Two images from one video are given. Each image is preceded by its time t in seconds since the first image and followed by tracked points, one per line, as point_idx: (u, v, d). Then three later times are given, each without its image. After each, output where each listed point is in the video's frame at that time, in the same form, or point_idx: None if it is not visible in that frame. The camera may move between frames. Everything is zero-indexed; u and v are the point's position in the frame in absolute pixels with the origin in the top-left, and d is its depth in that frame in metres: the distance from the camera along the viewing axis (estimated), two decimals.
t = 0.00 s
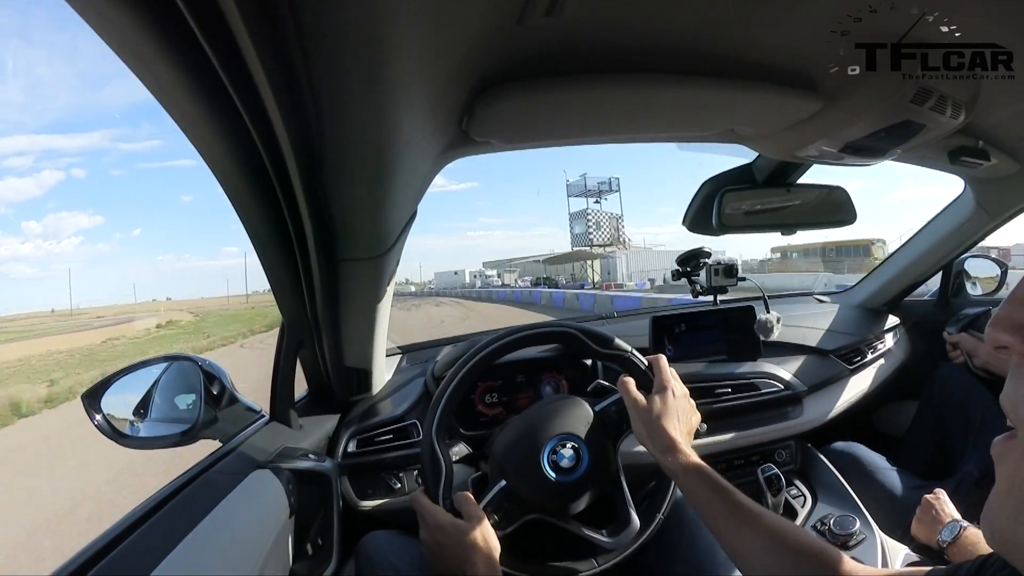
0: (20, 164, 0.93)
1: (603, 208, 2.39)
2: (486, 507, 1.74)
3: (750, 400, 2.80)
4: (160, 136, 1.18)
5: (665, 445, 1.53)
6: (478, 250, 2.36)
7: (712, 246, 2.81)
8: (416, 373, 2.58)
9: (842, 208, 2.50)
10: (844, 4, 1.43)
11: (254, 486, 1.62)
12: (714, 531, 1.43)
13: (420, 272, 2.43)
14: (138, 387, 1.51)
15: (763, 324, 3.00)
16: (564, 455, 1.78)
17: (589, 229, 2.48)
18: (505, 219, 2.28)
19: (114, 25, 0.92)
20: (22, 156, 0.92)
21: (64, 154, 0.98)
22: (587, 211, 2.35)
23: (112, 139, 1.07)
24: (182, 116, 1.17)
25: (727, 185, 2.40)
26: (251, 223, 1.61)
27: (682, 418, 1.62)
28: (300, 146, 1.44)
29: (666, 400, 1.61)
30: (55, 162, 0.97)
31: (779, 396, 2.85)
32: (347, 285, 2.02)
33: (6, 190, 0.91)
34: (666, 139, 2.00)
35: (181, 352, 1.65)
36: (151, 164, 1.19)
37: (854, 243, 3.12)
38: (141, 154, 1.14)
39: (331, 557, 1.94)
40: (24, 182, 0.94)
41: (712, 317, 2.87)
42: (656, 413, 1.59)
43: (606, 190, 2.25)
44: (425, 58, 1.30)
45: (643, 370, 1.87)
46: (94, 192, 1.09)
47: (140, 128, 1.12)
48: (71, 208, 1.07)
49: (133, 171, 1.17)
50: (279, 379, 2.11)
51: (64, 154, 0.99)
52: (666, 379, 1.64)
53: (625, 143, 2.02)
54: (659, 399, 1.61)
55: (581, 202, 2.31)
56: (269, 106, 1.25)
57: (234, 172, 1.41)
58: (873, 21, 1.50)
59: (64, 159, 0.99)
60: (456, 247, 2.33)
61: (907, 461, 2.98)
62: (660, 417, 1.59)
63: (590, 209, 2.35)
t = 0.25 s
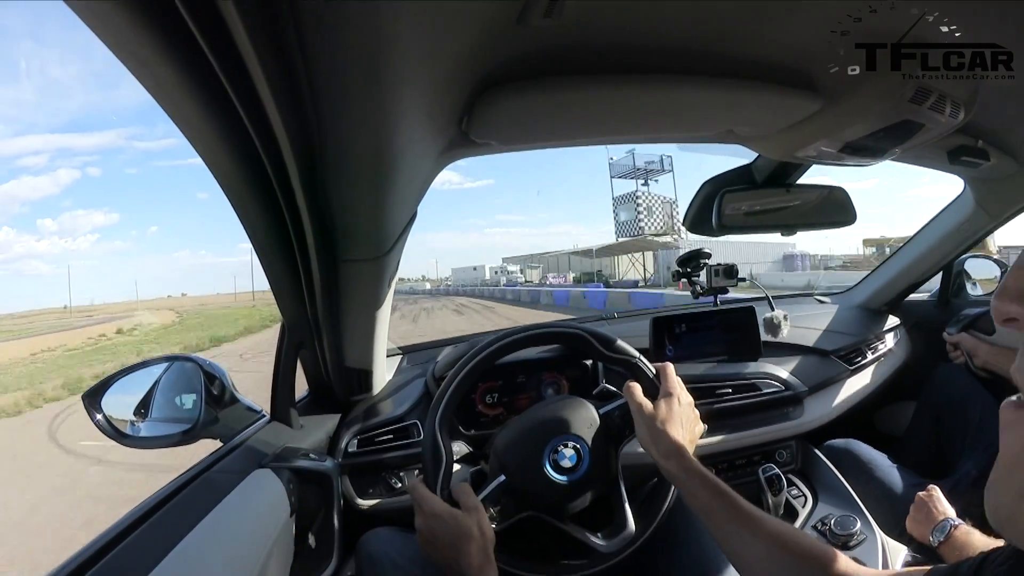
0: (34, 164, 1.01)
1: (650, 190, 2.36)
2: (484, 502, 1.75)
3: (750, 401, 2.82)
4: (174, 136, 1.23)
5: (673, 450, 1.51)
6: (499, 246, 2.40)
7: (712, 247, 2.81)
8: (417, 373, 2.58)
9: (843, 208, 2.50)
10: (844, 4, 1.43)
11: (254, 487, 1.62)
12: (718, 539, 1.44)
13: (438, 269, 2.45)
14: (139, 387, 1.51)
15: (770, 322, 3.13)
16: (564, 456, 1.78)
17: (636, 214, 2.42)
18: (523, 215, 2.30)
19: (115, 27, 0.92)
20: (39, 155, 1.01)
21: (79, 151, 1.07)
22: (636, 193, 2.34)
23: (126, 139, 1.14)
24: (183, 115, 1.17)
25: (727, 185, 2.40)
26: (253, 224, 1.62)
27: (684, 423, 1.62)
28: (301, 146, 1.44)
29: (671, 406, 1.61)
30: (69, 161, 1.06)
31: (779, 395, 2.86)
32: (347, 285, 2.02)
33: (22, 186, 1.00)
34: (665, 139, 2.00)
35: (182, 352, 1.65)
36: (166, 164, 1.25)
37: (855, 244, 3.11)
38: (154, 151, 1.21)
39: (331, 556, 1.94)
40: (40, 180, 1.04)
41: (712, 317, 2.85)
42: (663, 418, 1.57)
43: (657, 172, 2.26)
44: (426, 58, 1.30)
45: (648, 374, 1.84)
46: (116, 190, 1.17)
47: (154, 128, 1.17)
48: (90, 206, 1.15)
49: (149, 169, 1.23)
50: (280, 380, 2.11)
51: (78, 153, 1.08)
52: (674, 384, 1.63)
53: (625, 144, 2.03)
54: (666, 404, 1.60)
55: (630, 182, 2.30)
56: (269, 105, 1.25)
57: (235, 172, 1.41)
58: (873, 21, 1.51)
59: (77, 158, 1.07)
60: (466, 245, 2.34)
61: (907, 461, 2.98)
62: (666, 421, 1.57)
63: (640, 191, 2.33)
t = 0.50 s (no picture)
0: (52, 163, 1.00)
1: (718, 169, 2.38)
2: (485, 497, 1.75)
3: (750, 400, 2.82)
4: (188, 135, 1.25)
5: (675, 453, 1.52)
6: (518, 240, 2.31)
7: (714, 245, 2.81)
8: (418, 369, 2.58)
9: (845, 207, 2.49)
10: (844, 4, 1.43)
11: (253, 484, 1.61)
12: (719, 539, 1.43)
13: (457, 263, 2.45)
14: (140, 383, 1.52)
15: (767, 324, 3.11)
16: (565, 454, 1.78)
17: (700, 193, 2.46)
18: (544, 211, 2.23)
19: (114, 23, 0.92)
20: (57, 155, 1.01)
21: (97, 151, 1.06)
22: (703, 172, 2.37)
23: (144, 137, 1.14)
24: (184, 112, 1.17)
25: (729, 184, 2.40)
26: (256, 223, 1.62)
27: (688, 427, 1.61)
28: (303, 143, 1.44)
29: (675, 408, 1.60)
30: (86, 160, 1.05)
31: (779, 395, 2.86)
32: (349, 281, 2.02)
33: (39, 187, 1.00)
34: (668, 137, 1.99)
35: (183, 348, 1.65)
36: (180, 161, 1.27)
37: (856, 243, 3.11)
38: (169, 150, 1.22)
39: (332, 553, 1.94)
40: (57, 180, 1.03)
41: (714, 317, 2.84)
42: (665, 421, 1.57)
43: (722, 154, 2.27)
44: (428, 54, 1.29)
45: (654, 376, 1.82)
46: (131, 189, 1.17)
47: (169, 126, 1.19)
48: (106, 204, 1.15)
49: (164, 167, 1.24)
50: (280, 377, 2.11)
51: (96, 152, 1.07)
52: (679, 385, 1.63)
53: (628, 141, 2.02)
54: (669, 406, 1.59)
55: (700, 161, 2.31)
56: (270, 102, 1.25)
57: (237, 170, 1.41)
58: (873, 21, 1.50)
59: (95, 157, 1.07)
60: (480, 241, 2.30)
61: (906, 462, 2.98)
62: (668, 425, 1.58)
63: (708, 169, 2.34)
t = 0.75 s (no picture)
0: (65, 166, 1.05)
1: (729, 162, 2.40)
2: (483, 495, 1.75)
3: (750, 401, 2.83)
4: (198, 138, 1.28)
5: (673, 454, 1.53)
6: (527, 236, 2.40)
7: (713, 246, 2.81)
8: (418, 371, 2.57)
9: (843, 208, 2.50)
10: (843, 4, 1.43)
11: (253, 486, 1.60)
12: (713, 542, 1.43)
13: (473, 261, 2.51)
14: (140, 385, 1.51)
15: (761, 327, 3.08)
16: (565, 455, 1.78)
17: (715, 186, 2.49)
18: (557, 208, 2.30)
19: (114, 23, 0.92)
20: (68, 159, 1.05)
21: (108, 154, 1.11)
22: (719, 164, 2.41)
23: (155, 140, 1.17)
24: (184, 112, 1.17)
25: (729, 185, 2.40)
26: (255, 224, 1.62)
27: (688, 429, 1.62)
28: (302, 145, 1.43)
29: (676, 412, 1.61)
30: (99, 164, 1.10)
31: (779, 395, 2.86)
32: (349, 283, 2.02)
33: (52, 190, 1.05)
34: (667, 138, 1.99)
35: (182, 350, 1.65)
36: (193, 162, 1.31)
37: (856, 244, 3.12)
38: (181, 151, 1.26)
39: (332, 555, 1.94)
40: (71, 184, 1.08)
41: (714, 317, 2.82)
42: (665, 423, 1.58)
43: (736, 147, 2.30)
44: (428, 55, 1.29)
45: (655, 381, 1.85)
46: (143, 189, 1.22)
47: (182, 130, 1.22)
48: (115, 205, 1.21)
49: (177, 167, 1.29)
50: (280, 379, 2.11)
51: (108, 156, 1.12)
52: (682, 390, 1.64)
53: (628, 142, 2.02)
54: (670, 409, 1.60)
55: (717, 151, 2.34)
56: (270, 102, 1.25)
57: (236, 171, 1.41)
58: (873, 21, 1.51)
59: (106, 160, 1.11)
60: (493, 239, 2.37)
61: (906, 461, 2.98)
62: (669, 427, 1.59)
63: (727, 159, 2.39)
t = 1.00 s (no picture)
0: (76, 160, 1.08)
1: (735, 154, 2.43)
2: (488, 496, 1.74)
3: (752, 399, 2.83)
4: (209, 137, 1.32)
5: (674, 450, 1.53)
6: (543, 227, 2.37)
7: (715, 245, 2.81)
8: (420, 369, 2.58)
9: (846, 207, 2.50)
10: (843, 4, 1.43)
11: (254, 482, 1.61)
12: (714, 538, 1.43)
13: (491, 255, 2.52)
14: (141, 382, 1.52)
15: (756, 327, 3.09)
16: (566, 452, 1.78)
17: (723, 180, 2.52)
18: (573, 202, 2.31)
19: (114, 22, 0.92)
20: (83, 154, 1.09)
21: (123, 151, 1.14)
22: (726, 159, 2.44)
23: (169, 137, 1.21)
24: (185, 110, 1.17)
25: (731, 184, 2.40)
26: (258, 221, 1.62)
27: (688, 427, 1.62)
28: (303, 142, 1.44)
29: (676, 408, 1.61)
30: (112, 159, 1.14)
31: (781, 394, 2.86)
32: (351, 281, 2.02)
33: (67, 185, 1.09)
34: (669, 137, 1.99)
35: (184, 347, 1.66)
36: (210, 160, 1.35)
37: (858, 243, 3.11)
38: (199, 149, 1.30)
39: (333, 552, 1.95)
40: (85, 179, 1.11)
41: (715, 316, 2.84)
42: (666, 419, 1.58)
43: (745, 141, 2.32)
44: (428, 53, 1.29)
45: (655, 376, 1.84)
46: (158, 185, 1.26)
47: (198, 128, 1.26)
48: (133, 201, 1.24)
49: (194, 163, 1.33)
50: (282, 376, 2.11)
51: (121, 151, 1.15)
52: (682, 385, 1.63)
53: (630, 141, 2.02)
54: (670, 405, 1.60)
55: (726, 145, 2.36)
56: (270, 100, 1.25)
57: (238, 169, 1.41)
58: (873, 21, 1.50)
59: (120, 156, 1.14)
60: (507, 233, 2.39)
61: (908, 461, 2.98)
62: (669, 424, 1.58)
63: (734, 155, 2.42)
